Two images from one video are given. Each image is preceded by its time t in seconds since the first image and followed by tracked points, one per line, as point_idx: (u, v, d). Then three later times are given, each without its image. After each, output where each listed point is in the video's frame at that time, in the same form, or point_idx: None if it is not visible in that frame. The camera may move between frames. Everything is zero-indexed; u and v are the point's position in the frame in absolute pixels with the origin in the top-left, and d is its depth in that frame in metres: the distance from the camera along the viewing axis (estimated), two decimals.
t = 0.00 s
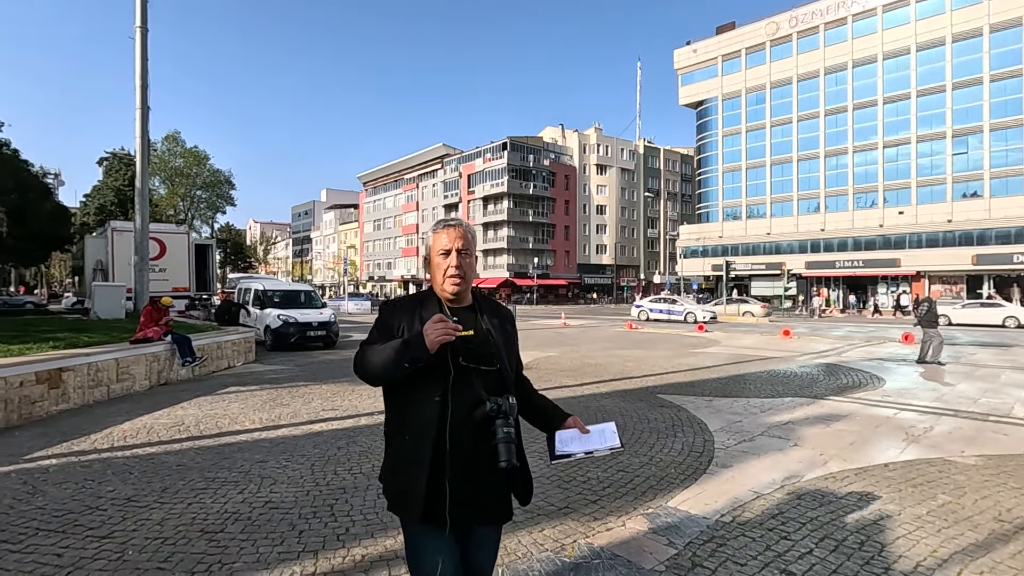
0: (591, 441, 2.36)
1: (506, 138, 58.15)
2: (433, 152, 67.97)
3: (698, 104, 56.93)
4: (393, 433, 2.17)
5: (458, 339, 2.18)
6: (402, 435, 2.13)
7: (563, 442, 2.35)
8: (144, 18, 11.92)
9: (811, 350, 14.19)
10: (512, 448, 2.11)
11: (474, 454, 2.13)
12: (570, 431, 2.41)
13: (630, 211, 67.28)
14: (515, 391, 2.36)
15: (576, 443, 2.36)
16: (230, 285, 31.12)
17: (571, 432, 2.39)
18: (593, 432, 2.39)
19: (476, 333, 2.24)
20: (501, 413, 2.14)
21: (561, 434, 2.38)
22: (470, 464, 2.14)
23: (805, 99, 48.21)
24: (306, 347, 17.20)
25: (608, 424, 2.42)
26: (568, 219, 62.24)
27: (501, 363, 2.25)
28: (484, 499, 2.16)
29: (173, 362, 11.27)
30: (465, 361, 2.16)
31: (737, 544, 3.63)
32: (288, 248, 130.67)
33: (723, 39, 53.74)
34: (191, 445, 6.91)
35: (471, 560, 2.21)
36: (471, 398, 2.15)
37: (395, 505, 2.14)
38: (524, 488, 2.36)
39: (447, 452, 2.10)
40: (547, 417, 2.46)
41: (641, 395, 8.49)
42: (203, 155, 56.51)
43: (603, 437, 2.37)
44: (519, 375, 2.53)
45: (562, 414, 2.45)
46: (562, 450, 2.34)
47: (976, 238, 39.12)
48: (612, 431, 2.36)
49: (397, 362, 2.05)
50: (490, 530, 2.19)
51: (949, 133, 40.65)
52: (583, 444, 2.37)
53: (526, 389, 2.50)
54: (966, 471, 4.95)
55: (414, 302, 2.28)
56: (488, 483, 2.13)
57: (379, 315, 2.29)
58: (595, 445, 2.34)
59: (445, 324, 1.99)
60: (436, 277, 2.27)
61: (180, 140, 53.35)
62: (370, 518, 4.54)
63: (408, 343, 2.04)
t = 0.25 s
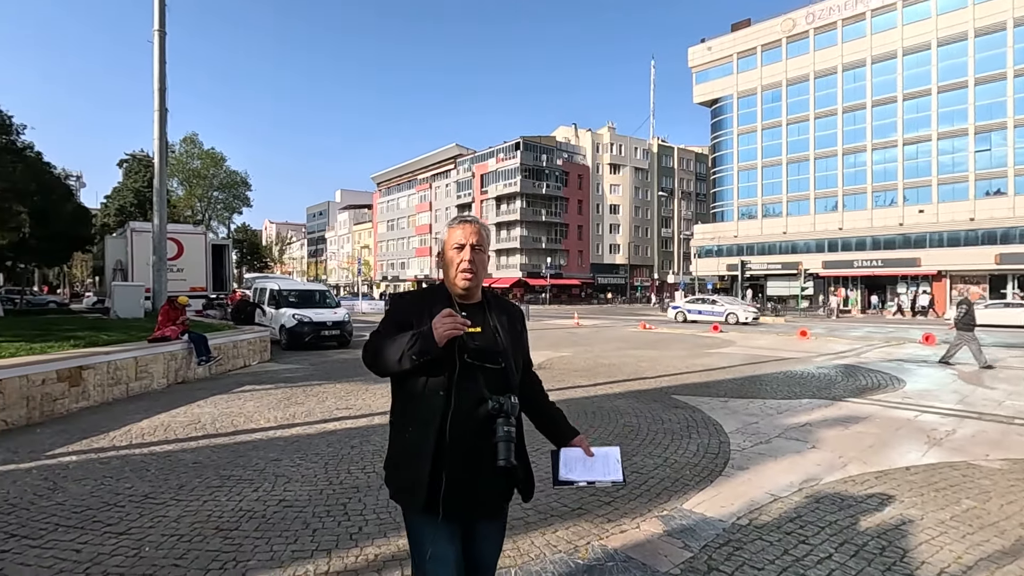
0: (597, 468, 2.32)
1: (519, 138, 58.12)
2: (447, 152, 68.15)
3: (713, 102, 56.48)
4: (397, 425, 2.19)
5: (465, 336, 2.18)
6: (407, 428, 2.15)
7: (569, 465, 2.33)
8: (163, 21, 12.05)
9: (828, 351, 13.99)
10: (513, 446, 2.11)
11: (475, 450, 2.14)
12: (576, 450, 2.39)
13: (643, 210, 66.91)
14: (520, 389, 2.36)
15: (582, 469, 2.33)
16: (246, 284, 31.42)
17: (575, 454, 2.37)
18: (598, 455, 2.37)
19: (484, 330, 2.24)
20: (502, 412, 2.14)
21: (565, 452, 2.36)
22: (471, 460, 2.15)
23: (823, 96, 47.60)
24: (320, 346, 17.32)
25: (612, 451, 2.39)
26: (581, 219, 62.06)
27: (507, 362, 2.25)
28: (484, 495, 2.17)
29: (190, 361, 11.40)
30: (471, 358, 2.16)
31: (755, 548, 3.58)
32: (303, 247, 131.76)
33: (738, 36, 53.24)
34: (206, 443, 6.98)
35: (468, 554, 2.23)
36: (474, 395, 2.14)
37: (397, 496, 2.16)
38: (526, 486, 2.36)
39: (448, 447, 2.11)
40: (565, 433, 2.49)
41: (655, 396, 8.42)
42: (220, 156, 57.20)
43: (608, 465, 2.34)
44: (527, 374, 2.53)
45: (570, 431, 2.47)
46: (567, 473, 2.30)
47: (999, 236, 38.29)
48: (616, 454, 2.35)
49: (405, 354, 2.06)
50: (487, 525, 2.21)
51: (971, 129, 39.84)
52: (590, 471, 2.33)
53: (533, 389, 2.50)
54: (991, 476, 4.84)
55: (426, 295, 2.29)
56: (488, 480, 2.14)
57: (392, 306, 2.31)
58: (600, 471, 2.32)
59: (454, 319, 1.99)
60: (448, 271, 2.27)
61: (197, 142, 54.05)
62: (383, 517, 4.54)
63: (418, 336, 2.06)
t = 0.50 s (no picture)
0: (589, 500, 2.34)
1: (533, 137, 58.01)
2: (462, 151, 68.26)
3: (731, 99, 55.93)
4: (399, 422, 2.18)
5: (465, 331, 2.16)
6: (409, 423, 2.14)
7: (556, 489, 2.39)
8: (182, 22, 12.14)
9: (850, 352, 13.73)
10: (518, 440, 2.09)
11: (478, 446, 2.12)
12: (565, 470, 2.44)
13: (659, 209, 66.44)
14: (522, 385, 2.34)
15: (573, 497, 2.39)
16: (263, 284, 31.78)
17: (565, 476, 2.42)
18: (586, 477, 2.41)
19: (483, 324, 2.23)
20: (505, 406, 2.11)
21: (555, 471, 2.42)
22: (475, 456, 2.12)
23: (844, 91, 46.83)
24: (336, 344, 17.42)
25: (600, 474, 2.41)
26: (596, 218, 61.80)
27: (508, 356, 2.22)
28: (488, 490, 2.15)
29: (208, 359, 11.51)
30: (471, 352, 2.14)
31: (775, 553, 3.50)
32: (319, 247, 132.90)
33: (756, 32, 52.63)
34: (223, 440, 7.03)
35: (473, 551, 2.22)
36: (476, 390, 2.12)
37: (399, 494, 2.15)
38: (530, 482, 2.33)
39: (452, 444, 2.09)
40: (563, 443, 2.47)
41: (672, 396, 8.32)
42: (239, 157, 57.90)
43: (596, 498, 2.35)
44: (529, 370, 2.50)
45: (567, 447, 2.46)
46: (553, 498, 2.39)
47: None
48: (603, 478, 2.37)
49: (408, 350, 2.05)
50: (492, 522, 2.19)
51: (999, 124, 38.87)
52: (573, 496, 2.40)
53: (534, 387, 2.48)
54: (1022, 482, 4.68)
55: (424, 291, 2.28)
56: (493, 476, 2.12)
57: (390, 303, 2.28)
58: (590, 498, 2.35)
59: (454, 313, 1.97)
60: (443, 267, 2.24)
61: (217, 144, 54.77)
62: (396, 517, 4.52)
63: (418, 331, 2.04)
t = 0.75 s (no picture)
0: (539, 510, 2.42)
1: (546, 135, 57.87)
2: (474, 151, 68.28)
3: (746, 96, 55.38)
4: (388, 427, 2.15)
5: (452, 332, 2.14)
6: (400, 429, 2.11)
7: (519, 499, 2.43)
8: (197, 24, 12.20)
9: (869, 352, 13.50)
10: (510, 442, 2.06)
11: (469, 447, 2.09)
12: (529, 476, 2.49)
13: (673, 208, 65.99)
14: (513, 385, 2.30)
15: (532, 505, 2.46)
16: (277, 283, 32.03)
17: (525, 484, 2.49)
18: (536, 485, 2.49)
19: (470, 323, 2.21)
20: (495, 406, 2.07)
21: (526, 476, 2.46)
22: (466, 458, 2.09)
23: (862, 87, 46.14)
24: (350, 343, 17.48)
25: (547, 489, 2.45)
26: (609, 217, 61.52)
27: (497, 354, 2.20)
28: (482, 492, 2.12)
29: (223, 358, 11.60)
30: (459, 353, 2.11)
31: (796, 559, 3.41)
32: (333, 247, 133.80)
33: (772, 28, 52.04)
34: (237, 439, 7.06)
35: (469, 555, 2.17)
36: (465, 391, 2.09)
37: (389, 500, 2.12)
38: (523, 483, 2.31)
39: (443, 446, 2.06)
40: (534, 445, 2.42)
41: (687, 397, 8.22)
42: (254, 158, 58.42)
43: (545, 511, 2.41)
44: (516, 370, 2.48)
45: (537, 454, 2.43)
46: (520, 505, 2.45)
47: None
48: (549, 502, 2.40)
49: (395, 354, 2.03)
50: (485, 526, 2.15)
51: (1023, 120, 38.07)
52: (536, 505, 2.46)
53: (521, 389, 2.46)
54: None
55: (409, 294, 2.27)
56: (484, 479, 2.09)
57: (373, 308, 2.27)
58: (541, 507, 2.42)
59: (441, 315, 1.98)
60: (425, 268, 2.27)
61: (232, 144, 55.34)
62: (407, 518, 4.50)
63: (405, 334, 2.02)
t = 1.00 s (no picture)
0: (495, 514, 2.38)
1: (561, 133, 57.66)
2: (488, 149, 68.20)
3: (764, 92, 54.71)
4: (356, 430, 2.10)
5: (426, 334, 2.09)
6: (367, 431, 2.06)
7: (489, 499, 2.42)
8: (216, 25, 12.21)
9: (892, 352, 13.22)
10: (478, 449, 2.01)
11: (440, 453, 2.05)
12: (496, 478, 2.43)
13: (689, 205, 65.41)
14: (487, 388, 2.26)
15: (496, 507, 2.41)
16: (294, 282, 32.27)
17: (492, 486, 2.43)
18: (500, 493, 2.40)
19: (446, 323, 2.16)
20: (466, 412, 2.03)
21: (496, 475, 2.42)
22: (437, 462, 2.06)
23: (884, 82, 45.31)
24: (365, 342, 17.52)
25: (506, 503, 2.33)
26: (624, 215, 61.14)
27: (472, 356, 2.17)
28: (452, 499, 2.07)
29: (240, 356, 11.69)
30: (433, 355, 2.07)
31: (823, 567, 3.31)
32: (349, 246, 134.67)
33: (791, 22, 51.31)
34: (254, 437, 7.07)
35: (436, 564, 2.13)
36: (436, 394, 2.05)
37: (356, 506, 2.07)
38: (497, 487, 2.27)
39: (411, 452, 2.01)
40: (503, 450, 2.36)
41: (705, 397, 8.08)
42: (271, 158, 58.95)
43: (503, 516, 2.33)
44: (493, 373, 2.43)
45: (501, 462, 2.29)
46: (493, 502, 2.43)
47: None
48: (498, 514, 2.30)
49: (367, 357, 1.98)
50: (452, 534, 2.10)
51: None
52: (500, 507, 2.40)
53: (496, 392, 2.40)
54: None
55: (381, 291, 2.21)
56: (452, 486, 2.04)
57: (343, 305, 2.21)
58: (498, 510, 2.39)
59: (417, 318, 1.93)
60: (397, 264, 2.21)
61: (250, 145, 55.90)
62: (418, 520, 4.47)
63: (378, 337, 1.97)
